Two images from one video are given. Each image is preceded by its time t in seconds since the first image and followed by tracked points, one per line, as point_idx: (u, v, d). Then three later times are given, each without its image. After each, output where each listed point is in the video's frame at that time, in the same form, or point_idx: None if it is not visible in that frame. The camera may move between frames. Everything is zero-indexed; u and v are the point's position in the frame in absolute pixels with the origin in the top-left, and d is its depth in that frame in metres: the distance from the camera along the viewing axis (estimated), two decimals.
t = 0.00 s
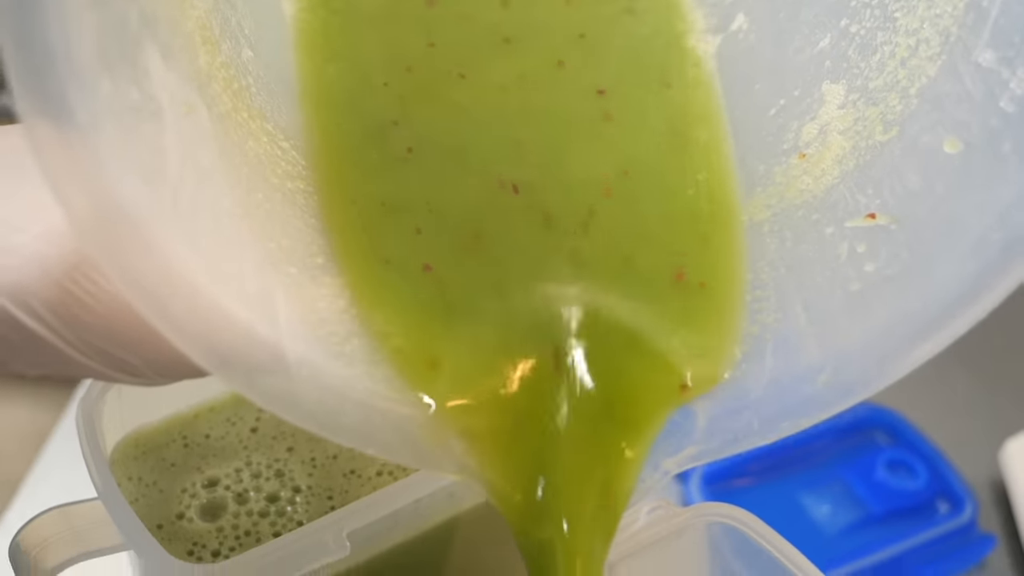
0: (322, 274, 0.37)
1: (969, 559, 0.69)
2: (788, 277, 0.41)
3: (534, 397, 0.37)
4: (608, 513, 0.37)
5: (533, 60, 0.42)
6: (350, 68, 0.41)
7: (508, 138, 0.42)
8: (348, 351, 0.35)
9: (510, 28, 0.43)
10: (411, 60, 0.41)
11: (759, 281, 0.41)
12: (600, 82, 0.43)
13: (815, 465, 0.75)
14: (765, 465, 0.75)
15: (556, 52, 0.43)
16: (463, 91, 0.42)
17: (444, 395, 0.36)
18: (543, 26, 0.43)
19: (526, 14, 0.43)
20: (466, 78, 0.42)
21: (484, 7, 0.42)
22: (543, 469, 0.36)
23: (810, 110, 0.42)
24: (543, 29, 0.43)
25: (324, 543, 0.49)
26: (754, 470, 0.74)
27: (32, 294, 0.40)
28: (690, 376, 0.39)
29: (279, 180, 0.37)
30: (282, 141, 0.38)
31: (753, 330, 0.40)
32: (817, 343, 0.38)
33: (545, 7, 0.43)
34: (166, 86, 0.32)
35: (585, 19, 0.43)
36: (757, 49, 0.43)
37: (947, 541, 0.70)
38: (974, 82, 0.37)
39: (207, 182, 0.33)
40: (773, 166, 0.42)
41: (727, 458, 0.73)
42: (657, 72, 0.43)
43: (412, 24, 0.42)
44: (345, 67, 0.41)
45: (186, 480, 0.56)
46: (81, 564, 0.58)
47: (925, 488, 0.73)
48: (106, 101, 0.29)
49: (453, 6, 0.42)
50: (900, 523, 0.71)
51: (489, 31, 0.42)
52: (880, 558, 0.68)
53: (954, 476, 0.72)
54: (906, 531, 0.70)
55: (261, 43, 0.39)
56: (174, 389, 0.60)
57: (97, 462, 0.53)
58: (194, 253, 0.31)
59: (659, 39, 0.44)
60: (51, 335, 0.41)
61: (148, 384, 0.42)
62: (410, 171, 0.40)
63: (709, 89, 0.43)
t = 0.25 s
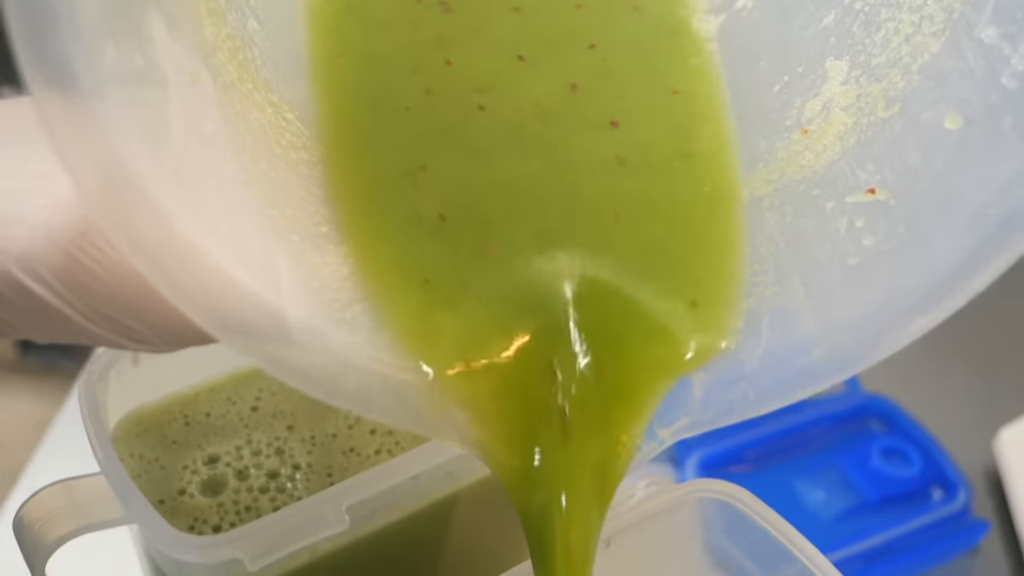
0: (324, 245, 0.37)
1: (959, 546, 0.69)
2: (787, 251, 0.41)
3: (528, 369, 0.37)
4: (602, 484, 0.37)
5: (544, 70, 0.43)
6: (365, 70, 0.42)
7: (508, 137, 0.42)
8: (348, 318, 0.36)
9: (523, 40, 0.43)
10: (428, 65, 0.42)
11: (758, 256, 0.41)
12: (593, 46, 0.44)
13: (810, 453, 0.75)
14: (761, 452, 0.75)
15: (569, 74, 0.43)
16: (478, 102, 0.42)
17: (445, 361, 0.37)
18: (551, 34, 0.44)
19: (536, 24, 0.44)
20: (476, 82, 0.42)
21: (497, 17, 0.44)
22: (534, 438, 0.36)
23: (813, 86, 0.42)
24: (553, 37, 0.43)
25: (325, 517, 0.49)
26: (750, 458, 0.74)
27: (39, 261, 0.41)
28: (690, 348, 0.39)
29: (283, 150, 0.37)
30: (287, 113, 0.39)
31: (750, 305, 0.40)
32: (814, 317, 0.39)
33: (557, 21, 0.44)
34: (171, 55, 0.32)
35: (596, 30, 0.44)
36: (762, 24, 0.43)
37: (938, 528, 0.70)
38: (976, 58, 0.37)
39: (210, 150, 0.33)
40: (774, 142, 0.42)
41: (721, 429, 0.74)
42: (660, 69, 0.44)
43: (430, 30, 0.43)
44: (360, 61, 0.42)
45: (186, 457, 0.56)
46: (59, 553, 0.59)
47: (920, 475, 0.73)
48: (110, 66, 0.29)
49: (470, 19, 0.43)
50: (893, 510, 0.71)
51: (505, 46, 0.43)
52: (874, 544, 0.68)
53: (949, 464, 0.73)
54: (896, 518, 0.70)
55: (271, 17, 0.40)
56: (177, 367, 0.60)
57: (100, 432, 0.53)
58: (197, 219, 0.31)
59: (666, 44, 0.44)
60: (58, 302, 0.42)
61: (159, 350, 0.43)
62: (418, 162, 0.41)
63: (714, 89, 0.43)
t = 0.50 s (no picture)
0: (329, 210, 0.38)
1: (950, 532, 0.70)
2: (787, 223, 0.41)
3: (531, 341, 0.38)
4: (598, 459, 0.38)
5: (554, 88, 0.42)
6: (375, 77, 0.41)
7: (505, 115, 0.41)
8: (351, 282, 0.36)
9: (534, 60, 0.42)
10: (443, 85, 0.41)
11: (758, 227, 0.41)
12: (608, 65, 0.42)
13: (803, 440, 0.75)
14: (754, 439, 0.75)
15: (595, 60, 0.42)
16: (483, 83, 0.41)
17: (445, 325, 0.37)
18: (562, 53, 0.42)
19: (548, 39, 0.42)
20: (489, 101, 0.41)
21: (507, 32, 0.42)
22: (537, 414, 0.38)
23: (816, 61, 0.42)
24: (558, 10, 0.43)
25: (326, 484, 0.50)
26: (743, 444, 0.75)
27: (48, 222, 0.42)
28: (689, 318, 0.40)
29: (289, 117, 0.38)
30: (292, 80, 0.39)
31: (749, 274, 0.41)
32: (812, 288, 0.40)
33: (568, 36, 0.42)
34: (178, 20, 0.33)
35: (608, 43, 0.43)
36: None
37: (929, 514, 0.71)
38: (978, 31, 0.38)
39: (217, 115, 0.34)
40: (777, 116, 0.42)
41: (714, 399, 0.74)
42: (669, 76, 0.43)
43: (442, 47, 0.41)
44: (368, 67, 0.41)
45: (188, 430, 0.57)
46: (59, 530, 0.60)
47: (912, 462, 0.73)
48: (120, 28, 0.29)
49: None
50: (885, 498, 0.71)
51: (517, 74, 0.42)
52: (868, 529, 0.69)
53: (940, 451, 0.73)
54: (888, 505, 0.70)
55: None
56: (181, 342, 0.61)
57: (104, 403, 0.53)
58: (205, 180, 0.32)
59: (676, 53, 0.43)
60: (68, 262, 0.43)
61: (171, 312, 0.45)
62: (419, 139, 0.40)
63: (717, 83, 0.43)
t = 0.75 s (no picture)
0: (334, 178, 0.38)
1: (942, 508, 0.71)
2: (783, 196, 0.42)
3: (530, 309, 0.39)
4: (595, 427, 0.39)
5: (563, 130, 0.40)
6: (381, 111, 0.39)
7: (502, 78, 0.40)
8: (354, 249, 0.37)
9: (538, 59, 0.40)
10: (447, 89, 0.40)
11: (754, 199, 0.42)
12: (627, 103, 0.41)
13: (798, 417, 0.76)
14: (750, 416, 0.76)
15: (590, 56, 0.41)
16: (478, 42, 0.40)
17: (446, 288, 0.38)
18: (567, 46, 0.41)
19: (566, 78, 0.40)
20: (485, 64, 0.40)
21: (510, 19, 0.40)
22: (535, 381, 0.38)
23: (816, 37, 0.41)
24: None
25: (330, 447, 0.51)
26: (739, 421, 0.76)
27: (59, 189, 0.44)
28: (684, 288, 0.41)
29: (295, 86, 0.38)
30: (300, 49, 0.38)
31: (745, 246, 0.42)
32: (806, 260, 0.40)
33: None
34: None
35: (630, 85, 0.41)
36: None
37: (923, 489, 0.72)
38: (976, 8, 0.38)
39: (225, 84, 0.34)
40: (777, 91, 0.42)
41: (707, 371, 0.76)
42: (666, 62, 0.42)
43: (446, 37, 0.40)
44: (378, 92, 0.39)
45: (191, 399, 0.57)
46: (63, 501, 0.61)
47: (905, 440, 0.74)
48: None
49: None
50: (876, 474, 0.72)
51: (510, 35, 0.40)
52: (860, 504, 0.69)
53: (932, 428, 0.74)
54: (881, 481, 0.71)
55: None
56: (184, 314, 0.61)
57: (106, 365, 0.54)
58: (213, 147, 0.33)
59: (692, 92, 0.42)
60: (80, 228, 0.45)
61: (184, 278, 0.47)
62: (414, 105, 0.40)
63: (722, 112, 0.42)
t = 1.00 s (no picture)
0: (338, 142, 0.38)
1: (942, 487, 0.71)
2: (779, 168, 0.42)
3: (530, 278, 0.40)
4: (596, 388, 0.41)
5: (563, 95, 0.39)
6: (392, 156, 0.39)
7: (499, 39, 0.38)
8: (357, 213, 0.38)
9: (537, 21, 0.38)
10: (442, 53, 0.38)
11: (750, 168, 0.42)
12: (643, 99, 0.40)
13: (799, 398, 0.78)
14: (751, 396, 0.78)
15: (584, 58, 0.39)
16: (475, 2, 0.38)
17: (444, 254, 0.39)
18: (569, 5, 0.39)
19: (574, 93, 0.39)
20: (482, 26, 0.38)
21: None
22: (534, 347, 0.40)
23: (816, 9, 0.40)
24: None
25: (331, 412, 0.52)
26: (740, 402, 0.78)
27: (71, 153, 0.47)
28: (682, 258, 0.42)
29: (301, 52, 0.37)
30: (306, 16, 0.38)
31: (741, 215, 0.42)
32: (799, 230, 0.42)
33: None
34: None
35: (630, 80, 0.40)
36: None
37: (924, 469, 0.72)
38: None
39: (232, 49, 0.35)
40: (776, 63, 0.41)
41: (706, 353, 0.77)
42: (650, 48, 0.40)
43: None
44: (380, 132, 0.39)
45: (194, 370, 0.58)
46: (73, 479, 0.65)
47: (905, 420, 0.75)
48: None
49: None
50: (876, 455, 0.73)
51: None
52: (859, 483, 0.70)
53: (932, 407, 0.74)
54: (877, 460, 0.72)
55: None
56: (187, 286, 0.62)
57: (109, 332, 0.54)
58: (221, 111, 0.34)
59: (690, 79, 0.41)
60: (91, 192, 0.48)
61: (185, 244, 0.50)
62: (410, 70, 0.39)
63: (723, 75, 0.41)
